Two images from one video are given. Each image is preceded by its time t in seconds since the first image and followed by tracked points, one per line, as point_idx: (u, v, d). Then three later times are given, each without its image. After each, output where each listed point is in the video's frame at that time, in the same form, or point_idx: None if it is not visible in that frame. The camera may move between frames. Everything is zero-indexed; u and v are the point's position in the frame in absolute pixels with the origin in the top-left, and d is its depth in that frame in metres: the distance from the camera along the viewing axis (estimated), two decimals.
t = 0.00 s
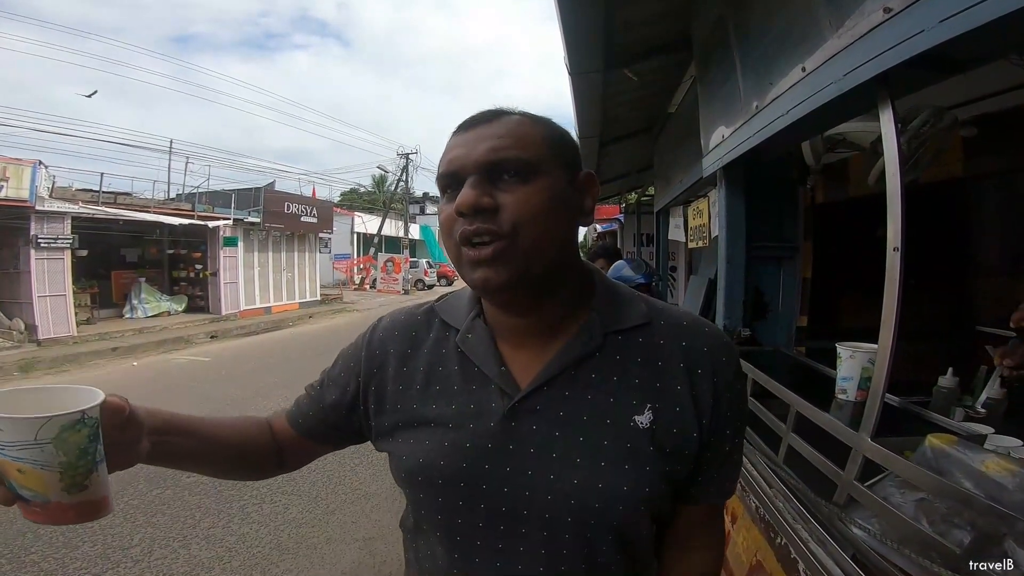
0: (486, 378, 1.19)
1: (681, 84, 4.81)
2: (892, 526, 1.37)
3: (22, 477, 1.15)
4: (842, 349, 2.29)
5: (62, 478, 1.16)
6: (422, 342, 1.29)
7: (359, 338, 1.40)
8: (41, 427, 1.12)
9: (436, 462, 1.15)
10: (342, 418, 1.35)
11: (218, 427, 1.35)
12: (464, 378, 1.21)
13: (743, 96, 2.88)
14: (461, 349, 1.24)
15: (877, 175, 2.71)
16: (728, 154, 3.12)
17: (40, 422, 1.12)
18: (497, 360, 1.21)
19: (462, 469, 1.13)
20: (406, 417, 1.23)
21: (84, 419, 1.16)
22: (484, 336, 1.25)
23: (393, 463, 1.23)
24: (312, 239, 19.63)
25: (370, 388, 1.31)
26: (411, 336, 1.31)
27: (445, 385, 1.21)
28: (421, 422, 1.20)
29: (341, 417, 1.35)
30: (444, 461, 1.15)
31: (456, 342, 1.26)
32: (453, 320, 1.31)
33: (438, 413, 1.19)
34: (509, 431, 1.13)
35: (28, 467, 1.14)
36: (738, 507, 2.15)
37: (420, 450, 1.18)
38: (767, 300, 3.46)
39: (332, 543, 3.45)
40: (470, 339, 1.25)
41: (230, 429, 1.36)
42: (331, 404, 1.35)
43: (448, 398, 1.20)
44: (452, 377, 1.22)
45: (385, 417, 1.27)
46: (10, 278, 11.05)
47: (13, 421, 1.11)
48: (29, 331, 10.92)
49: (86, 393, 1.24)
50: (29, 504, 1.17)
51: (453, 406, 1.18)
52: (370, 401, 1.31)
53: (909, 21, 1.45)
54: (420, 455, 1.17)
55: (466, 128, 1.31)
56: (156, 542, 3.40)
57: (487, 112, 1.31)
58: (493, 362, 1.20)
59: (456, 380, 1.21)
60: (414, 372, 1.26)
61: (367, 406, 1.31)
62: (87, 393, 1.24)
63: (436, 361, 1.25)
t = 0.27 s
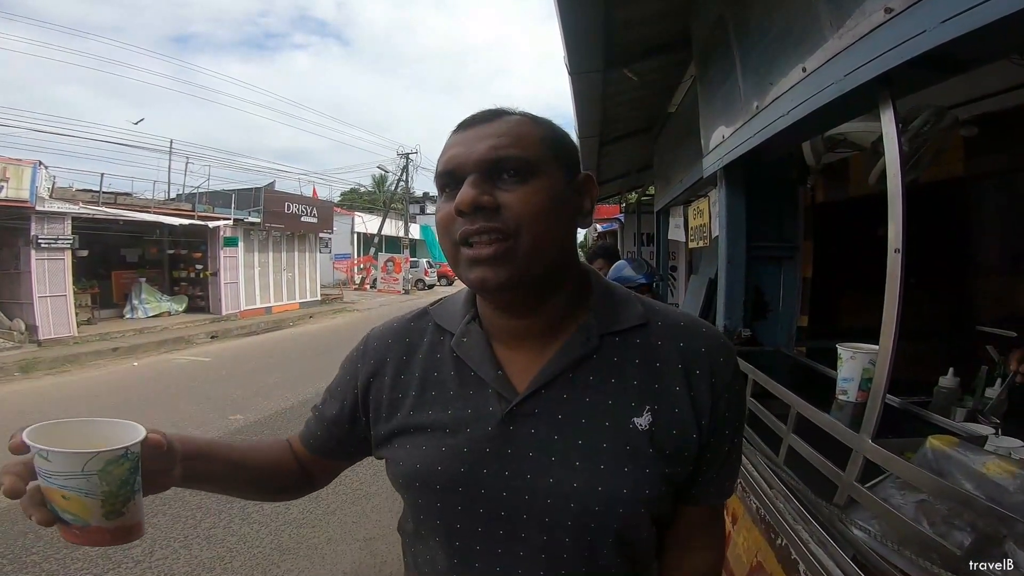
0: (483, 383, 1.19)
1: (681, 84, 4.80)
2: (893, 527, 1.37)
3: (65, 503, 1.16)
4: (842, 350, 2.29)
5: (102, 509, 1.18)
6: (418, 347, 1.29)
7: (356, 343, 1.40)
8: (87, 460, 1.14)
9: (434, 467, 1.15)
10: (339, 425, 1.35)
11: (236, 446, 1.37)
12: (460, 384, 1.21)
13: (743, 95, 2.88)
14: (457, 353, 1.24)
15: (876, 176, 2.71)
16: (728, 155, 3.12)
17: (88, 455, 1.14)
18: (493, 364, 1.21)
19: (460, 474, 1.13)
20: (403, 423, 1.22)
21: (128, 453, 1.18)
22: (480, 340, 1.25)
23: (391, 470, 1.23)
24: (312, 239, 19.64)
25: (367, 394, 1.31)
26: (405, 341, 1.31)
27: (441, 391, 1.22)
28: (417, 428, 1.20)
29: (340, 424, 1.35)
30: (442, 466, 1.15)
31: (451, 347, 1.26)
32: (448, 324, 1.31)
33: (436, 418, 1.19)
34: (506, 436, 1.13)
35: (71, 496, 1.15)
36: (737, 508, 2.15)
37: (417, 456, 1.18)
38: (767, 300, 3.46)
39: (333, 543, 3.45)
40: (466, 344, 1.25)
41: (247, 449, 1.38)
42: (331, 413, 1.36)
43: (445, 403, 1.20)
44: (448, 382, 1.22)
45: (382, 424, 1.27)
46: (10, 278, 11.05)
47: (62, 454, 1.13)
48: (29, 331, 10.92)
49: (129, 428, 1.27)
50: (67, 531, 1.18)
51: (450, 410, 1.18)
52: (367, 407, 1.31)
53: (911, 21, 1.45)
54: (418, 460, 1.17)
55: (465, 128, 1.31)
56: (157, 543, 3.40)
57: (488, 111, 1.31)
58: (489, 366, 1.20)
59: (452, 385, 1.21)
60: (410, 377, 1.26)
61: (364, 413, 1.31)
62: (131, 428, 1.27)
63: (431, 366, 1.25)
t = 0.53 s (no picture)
0: (484, 386, 1.19)
1: (682, 85, 4.81)
2: (893, 528, 1.37)
3: (154, 524, 1.18)
4: (843, 351, 2.29)
5: (191, 526, 1.20)
6: (418, 351, 1.29)
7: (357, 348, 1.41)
8: (181, 479, 1.17)
9: (437, 469, 1.15)
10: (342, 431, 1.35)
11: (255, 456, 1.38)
12: (461, 387, 1.21)
13: (744, 97, 2.88)
14: (457, 356, 1.24)
15: (877, 177, 2.72)
16: (729, 156, 3.13)
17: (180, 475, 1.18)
18: (494, 367, 1.21)
19: (463, 476, 1.13)
20: (404, 427, 1.22)
21: (208, 470, 1.22)
22: (480, 343, 1.25)
23: (393, 473, 1.23)
24: (313, 240, 19.65)
25: (368, 398, 1.31)
26: (406, 345, 1.31)
27: (441, 394, 1.22)
28: (418, 431, 1.20)
29: (342, 430, 1.35)
30: (444, 468, 1.15)
31: (451, 351, 1.26)
32: (448, 326, 1.31)
33: (437, 421, 1.19)
34: (507, 438, 1.13)
35: (162, 515, 1.17)
36: (738, 509, 2.15)
37: (419, 459, 1.18)
38: (768, 301, 3.46)
39: (334, 544, 3.46)
40: (467, 347, 1.25)
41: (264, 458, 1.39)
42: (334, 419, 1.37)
43: (447, 406, 1.20)
44: (449, 384, 1.22)
45: (383, 428, 1.27)
46: (12, 278, 11.07)
47: (156, 475, 1.15)
48: (30, 331, 10.93)
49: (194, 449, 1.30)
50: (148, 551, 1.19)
51: (451, 413, 1.18)
52: (368, 411, 1.31)
53: (913, 24, 1.45)
54: (420, 463, 1.17)
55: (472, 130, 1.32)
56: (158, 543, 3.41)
57: (493, 113, 1.31)
58: (491, 369, 1.20)
59: (453, 388, 1.21)
60: (411, 381, 1.26)
61: (364, 418, 1.31)
62: (196, 449, 1.30)
63: (432, 370, 1.25)
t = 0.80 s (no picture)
0: (484, 388, 1.19)
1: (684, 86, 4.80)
2: (895, 529, 1.37)
3: (188, 547, 1.12)
4: (845, 352, 2.29)
5: (225, 549, 1.14)
6: (417, 355, 1.29)
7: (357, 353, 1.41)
8: (212, 501, 1.10)
9: (439, 471, 1.15)
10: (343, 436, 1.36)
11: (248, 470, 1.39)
12: (461, 389, 1.21)
13: (746, 98, 2.88)
14: (456, 358, 1.24)
15: (879, 178, 2.71)
16: (731, 157, 3.13)
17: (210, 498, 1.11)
18: (493, 369, 1.21)
19: (465, 477, 1.13)
20: (405, 430, 1.22)
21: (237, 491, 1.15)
22: (479, 345, 1.25)
23: (394, 476, 1.23)
24: (314, 241, 19.66)
25: (367, 402, 1.31)
26: (404, 348, 1.31)
27: (441, 397, 1.22)
28: (419, 434, 1.20)
29: (343, 434, 1.36)
30: (446, 470, 1.15)
31: (450, 354, 1.26)
32: (446, 329, 1.31)
33: (438, 423, 1.19)
34: (508, 439, 1.13)
35: (196, 539, 1.11)
36: (739, 509, 2.15)
37: (420, 461, 1.18)
38: (770, 302, 3.45)
39: (336, 544, 3.46)
40: (465, 350, 1.25)
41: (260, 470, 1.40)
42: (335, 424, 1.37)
43: (447, 409, 1.20)
44: (449, 388, 1.22)
45: (383, 432, 1.27)
46: (14, 279, 11.09)
47: (186, 500, 1.09)
48: (33, 332, 10.95)
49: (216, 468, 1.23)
50: None
51: (451, 416, 1.18)
52: (368, 414, 1.31)
53: (914, 25, 1.45)
54: (422, 466, 1.17)
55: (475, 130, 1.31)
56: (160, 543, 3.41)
57: (492, 115, 1.31)
58: (490, 370, 1.21)
59: (453, 390, 1.21)
60: (410, 384, 1.26)
61: (364, 421, 1.31)
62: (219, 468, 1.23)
63: (431, 372, 1.25)
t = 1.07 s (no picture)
0: (483, 388, 1.19)
1: (686, 86, 4.80)
2: (898, 529, 1.37)
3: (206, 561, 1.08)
4: (849, 352, 2.28)
5: (243, 563, 1.11)
6: (413, 357, 1.28)
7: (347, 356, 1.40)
8: (232, 510, 1.08)
9: (442, 473, 1.15)
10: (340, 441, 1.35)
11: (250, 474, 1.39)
12: (459, 390, 1.21)
13: (748, 98, 2.88)
14: (453, 359, 1.24)
15: (881, 178, 2.71)
16: (733, 157, 3.12)
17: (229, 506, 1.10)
18: (492, 369, 1.21)
19: (466, 477, 1.13)
20: (404, 433, 1.22)
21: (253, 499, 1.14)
22: (476, 346, 1.25)
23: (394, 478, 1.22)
24: (317, 241, 19.69)
25: (363, 405, 1.29)
26: (399, 351, 1.30)
27: (439, 399, 1.21)
28: (420, 436, 1.20)
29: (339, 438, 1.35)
30: (449, 472, 1.14)
31: (447, 357, 1.26)
32: (441, 330, 1.30)
33: (438, 425, 1.19)
34: (508, 437, 1.13)
35: (215, 550, 1.08)
36: (743, 509, 2.14)
37: (423, 464, 1.18)
38: (773, 301, 3.44)
39: (339, 545, 3.46)
40: (463, 350, 1.24)
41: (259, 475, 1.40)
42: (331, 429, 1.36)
43: (446, 410, 1.19)
44: (447, 390, 1.22)
45: (382, 435, 1.26)
46: (19, 280, 11.14)
47: (207, 509, 1.07)
48: (37, 333, 10.99)
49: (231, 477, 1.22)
50: None
51: (451, 418, 1.18)
52: (363, 417, 1.30)
53: (915, 25, 1.44)
54: (425, 468, 1.17)
55: (479, 128, 1.33)
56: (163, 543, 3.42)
57: (494, 115, 1.34)
58: (490, 370, 1.21)
59: (451, 392, 1.21)
60: (407, 387, 1.25)
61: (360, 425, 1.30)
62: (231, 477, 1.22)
63: (428, 374, 1.25)
